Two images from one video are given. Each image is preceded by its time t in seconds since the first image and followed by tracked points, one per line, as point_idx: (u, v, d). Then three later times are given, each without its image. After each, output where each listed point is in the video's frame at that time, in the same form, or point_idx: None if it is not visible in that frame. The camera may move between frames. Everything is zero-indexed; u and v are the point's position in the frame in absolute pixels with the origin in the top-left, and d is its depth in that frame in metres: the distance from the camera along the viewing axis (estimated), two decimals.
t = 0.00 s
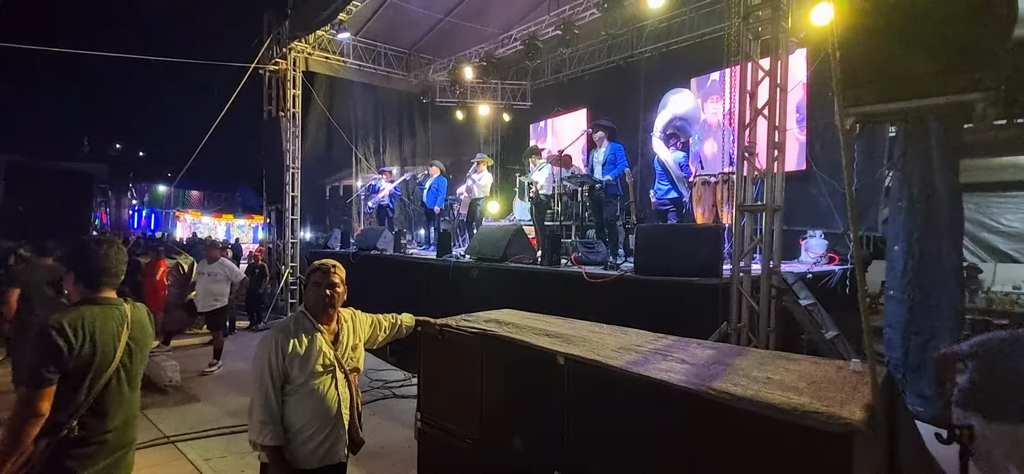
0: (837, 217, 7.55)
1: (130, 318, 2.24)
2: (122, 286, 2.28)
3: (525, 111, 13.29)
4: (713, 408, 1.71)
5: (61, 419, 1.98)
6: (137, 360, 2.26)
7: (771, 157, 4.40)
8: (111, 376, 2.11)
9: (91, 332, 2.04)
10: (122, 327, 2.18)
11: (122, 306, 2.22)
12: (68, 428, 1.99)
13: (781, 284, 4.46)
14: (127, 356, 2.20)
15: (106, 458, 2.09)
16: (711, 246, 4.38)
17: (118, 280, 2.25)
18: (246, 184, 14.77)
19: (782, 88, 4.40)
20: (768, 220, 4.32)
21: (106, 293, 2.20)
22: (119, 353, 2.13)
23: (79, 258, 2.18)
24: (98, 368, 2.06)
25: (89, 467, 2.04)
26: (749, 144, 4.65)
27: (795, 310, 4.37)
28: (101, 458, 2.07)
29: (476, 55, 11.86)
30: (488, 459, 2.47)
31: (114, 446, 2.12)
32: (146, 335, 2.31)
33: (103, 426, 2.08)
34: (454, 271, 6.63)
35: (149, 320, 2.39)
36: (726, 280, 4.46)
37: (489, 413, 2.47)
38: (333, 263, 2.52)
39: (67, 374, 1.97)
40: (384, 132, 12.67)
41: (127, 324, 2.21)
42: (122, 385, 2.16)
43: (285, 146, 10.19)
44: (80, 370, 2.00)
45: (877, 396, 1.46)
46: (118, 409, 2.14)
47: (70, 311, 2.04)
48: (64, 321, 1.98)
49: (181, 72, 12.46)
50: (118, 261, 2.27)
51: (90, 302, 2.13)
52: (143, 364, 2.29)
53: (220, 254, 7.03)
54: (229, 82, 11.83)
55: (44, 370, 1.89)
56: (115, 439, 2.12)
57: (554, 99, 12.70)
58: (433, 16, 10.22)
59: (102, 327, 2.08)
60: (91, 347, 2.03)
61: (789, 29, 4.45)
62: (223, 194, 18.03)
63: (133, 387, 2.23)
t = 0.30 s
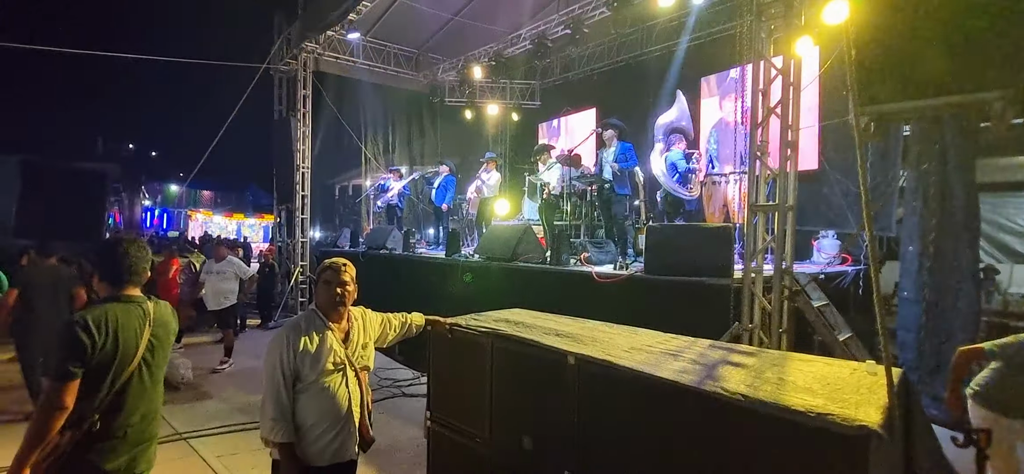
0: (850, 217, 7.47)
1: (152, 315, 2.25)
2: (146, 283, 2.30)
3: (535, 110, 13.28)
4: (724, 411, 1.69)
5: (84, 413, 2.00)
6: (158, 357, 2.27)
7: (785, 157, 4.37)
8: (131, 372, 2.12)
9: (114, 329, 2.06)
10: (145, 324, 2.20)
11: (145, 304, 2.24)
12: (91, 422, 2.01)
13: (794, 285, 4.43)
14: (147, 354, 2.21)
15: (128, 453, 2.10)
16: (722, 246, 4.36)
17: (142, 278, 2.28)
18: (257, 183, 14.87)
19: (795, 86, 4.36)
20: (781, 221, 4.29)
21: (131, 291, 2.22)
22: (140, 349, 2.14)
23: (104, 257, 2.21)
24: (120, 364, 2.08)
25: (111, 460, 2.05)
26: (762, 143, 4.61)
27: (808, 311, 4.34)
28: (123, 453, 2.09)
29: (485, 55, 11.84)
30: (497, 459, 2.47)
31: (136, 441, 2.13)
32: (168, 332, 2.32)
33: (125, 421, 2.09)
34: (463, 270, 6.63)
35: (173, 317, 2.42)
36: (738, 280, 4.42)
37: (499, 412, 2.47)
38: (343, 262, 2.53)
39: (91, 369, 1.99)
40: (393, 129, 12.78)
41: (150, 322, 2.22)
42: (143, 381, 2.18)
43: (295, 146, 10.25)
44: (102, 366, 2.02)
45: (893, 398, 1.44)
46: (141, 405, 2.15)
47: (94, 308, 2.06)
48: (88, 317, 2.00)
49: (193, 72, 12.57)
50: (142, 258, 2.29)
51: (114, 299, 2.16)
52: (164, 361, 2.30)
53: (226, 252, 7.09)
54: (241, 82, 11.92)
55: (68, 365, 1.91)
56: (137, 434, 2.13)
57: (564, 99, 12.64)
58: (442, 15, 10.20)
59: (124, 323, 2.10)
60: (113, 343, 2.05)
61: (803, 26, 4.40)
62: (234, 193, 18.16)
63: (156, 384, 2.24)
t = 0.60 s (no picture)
0: (861, 216, 7.41)
1: (166, 316, 2.28)
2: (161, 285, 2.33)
3: (541, 111, 13.30)
4: (737, 412, 1.68)
5: (97, 411, 2.01)
6: (171, 357, 2.29)
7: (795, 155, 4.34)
8: (145, 372, 2.14)
9: (127, 327, 2.08)
10: (158, 324, 2.22)
11: (159, 304, 2.27)
12: (104, 420, 2.02)
13: (804, 285, 4.40)
14: (160, 354, 2.23)
15: (141, 452, 2.10)
16: (732, 247, 4.33)
17: (159, 279, 2.31)
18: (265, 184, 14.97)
19: (806, 85, 4.34)
20: (791, 220, 4.26)
21: (146, 292, 2.25)
22: (153, 349, 2.17)
23: (120, 259, 2.24)
24: (134, 363, 2.10)
25: (124, 458, 2.06)
26: (772, 142, 4.59)
27: (819, 311, 4.31)
28: (137, 451, 2.09)
29: (492, 55, 11.86)
30: (506, 459, 2.47)
31: (149, 439, 2.14)
32: (181, 333, 2.35)
33: (138, 419, 2.10)
34: (471, 271, 6.65)
35: (187, 318, 2.44)
36: (748, 280, 4.40)
37: (508, 413, 2.46)
38: (353, 262, 2.53)
39: (105, 368, 2.01)
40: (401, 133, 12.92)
41: (163, 322, 2.25)
42: (157, 381, 2.19)
43: (304, 147, 10.34)
44: (115, 364, 2.04)
45: (908, 400, 1.42)
46: (153, 403, 2.16)
47: (109, 308, 2.09)
48: (104, 317, 2.03)
49: (204, 74, 12.68)
50: (160, 259, 2.33)
51: (128, 299, 2.19)
52: (177, 362, 2.32)
53: (232, 252, 7.06)
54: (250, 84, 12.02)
55: (82, 363, 1.94)
56: (150, 432, 2.14)
57: (571, 99, 12.64)
58: (450, 16, 10.22)
59: (137, 323, 2.12)
60: (127, 342, 2.07)
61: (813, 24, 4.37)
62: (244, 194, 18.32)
63: (169, 383, 2.26)
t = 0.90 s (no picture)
0: (873, 216, 7.34)
1: (172, 315, 2.29)
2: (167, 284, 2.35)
3: (549, 110, 13.30)
4: (750, 413, 1.66)
5: (104, 409, 2.02)
6: (177, 355, 2.30)
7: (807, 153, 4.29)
8: (151, 369, 2.15)
9: (134, 326, 2.10)
10: (164, 322, 2.24)
11: (165, 303, 2.28)
12: (111, 418, 2.03)
13: (816, 285, 4.36)
14: (167, 352, 2.24)
15: (148, 449, 2.11)
16: (743, 246, 4.30)
17: (165, 278, 2.33)
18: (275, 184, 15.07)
19: (818, 83, 4.30)
20: (804, 220, 4.23)
21: (152, 291, 2.27)
22: (160, 347, 2.18)
23: (128, 258, 2.26)
24: (141, 360, 2.11)
25: (132, 455, 2.07)
26: (783, 141, 4.55)
27: (831, 312, 4.26)
28: (145, 449, 2.10)
29: (500, 55, 11.87)
30: (516, 459, 2.45)
31: (156, 436, 2.15)
32: (188, 331, 2.36)
33: (145, 416, 2.12)
34: (479, 270, 6.65)
35: (193, 316, 2.45)
36: (760, 280, 4.36)
37: (518, 413, 2.45)
38: (362, 261, 2.53)
39: (112, 366, 2.03)
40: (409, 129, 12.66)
41: (169, 320, 2.26)
42: (164, 379, 2.20)
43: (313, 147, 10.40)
44: (123, 362, 2.06)
45: (925, 401, 1.40)
46: (159, 401, 2.17)
47: (115, 307, 2.11)
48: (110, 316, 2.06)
49: (214, 75, 12.80)
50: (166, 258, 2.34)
51: (134, 298, 2.20)
52: (184, 360, 2.33)
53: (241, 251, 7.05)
54: (260, 84, 12.11)
55: (90, 361, 1.96)
56: (156, 430, 2.15)
57: (578, 98, 12.63)
58: (457, 16, 10.23)
59: (144, 321, 2.14)
60: (133, 340, 2.09)
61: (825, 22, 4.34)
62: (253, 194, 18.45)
63: (175, 381, 2.27)
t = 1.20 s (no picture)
0: (887, 215, 7.27)
1: (175, 313, 2.30)
2: (171, 283, 2.36)
3: (558, 110, 13.29)
4: (763, 413, 1.64)
5: (107, 407, 2.06)
6: (182, 354, 2.30)
7: (820, 152, 4.26)
8: (155, 368, 2.16)
9: (135, 326, 2.12)
10: (167, 321, 2.24)
11: (168, 302, 2.29)
12: (116, 417, 2.07)
13: (829, 285, 4.31)
14: (171, 351, 2.25)
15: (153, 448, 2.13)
16: (755, 245, 4.26)
17: (169, 276, 2.34)
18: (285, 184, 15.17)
19: (832, 80, 4.25)
20: (818, 219, 4.19)
21: (155, 291, 2.28)
22: (162, 346, 2.19)
23: (134, 259, 2.29)
24: (143, 360, 2.13)
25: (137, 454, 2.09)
26: (796, 139, 4.51)
27: (845, 312, 4.21)
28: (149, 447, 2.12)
29: (509, 55, 11.86)
30: (527, 459, 2.45)
31: (160, 435, 2.15)
32: (193, 330, 2.37)
33: (148, 415, 2.13)
34: (488, 270, 6.65)
35: (198, 315, 2.46)
36: (772, 280, 4.32)
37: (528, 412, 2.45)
38: (372, 259, 2.53)
39: (114, 365, 2.06)
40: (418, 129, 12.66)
41: (173, 319, 2.27)
42: (168, 378, 2.21)
43: (323, 147, 10.49)
44: (125, 361, 2.08)
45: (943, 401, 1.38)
46: (164, 400, 2.19)
47: (119, 307, 2.14)
48: (111, 316, 2.08)
49: (226, 76, 12.91)
50: (169, 256, 2.35)
51: (138, 298, 2.22)
52: (189, 359, 2.33)
53: (252, 252, 7.16)
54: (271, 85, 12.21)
55: (93, 361, 2.00)
56: (160, 429, 2.15)
57: (587, 97, 12.60)
58: (466, 16, 10.23)
59: (147, 321, 2.16)
60: (135, 340, 2.11)
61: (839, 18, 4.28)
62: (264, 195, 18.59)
63: (180, 380, 2.28)
